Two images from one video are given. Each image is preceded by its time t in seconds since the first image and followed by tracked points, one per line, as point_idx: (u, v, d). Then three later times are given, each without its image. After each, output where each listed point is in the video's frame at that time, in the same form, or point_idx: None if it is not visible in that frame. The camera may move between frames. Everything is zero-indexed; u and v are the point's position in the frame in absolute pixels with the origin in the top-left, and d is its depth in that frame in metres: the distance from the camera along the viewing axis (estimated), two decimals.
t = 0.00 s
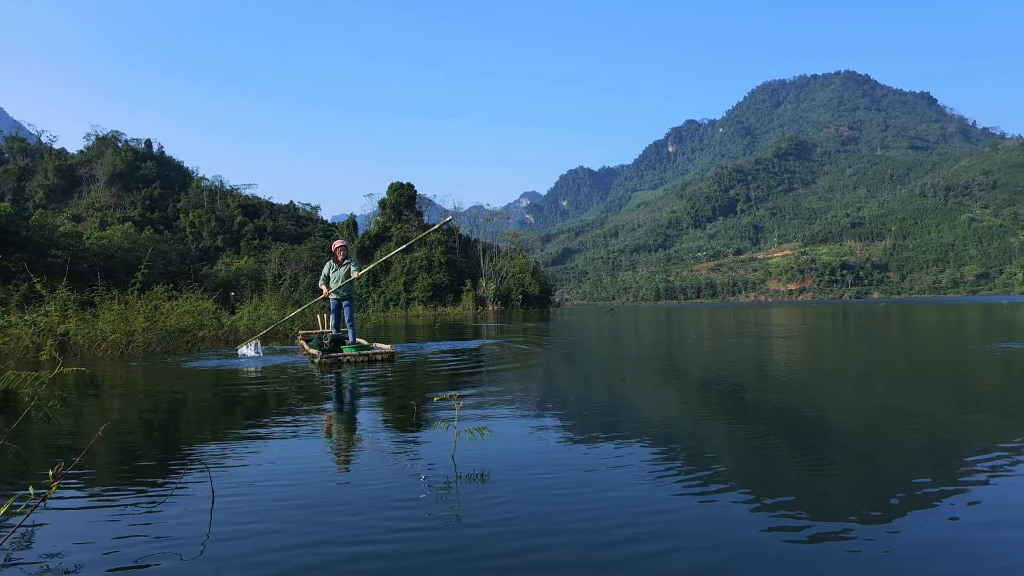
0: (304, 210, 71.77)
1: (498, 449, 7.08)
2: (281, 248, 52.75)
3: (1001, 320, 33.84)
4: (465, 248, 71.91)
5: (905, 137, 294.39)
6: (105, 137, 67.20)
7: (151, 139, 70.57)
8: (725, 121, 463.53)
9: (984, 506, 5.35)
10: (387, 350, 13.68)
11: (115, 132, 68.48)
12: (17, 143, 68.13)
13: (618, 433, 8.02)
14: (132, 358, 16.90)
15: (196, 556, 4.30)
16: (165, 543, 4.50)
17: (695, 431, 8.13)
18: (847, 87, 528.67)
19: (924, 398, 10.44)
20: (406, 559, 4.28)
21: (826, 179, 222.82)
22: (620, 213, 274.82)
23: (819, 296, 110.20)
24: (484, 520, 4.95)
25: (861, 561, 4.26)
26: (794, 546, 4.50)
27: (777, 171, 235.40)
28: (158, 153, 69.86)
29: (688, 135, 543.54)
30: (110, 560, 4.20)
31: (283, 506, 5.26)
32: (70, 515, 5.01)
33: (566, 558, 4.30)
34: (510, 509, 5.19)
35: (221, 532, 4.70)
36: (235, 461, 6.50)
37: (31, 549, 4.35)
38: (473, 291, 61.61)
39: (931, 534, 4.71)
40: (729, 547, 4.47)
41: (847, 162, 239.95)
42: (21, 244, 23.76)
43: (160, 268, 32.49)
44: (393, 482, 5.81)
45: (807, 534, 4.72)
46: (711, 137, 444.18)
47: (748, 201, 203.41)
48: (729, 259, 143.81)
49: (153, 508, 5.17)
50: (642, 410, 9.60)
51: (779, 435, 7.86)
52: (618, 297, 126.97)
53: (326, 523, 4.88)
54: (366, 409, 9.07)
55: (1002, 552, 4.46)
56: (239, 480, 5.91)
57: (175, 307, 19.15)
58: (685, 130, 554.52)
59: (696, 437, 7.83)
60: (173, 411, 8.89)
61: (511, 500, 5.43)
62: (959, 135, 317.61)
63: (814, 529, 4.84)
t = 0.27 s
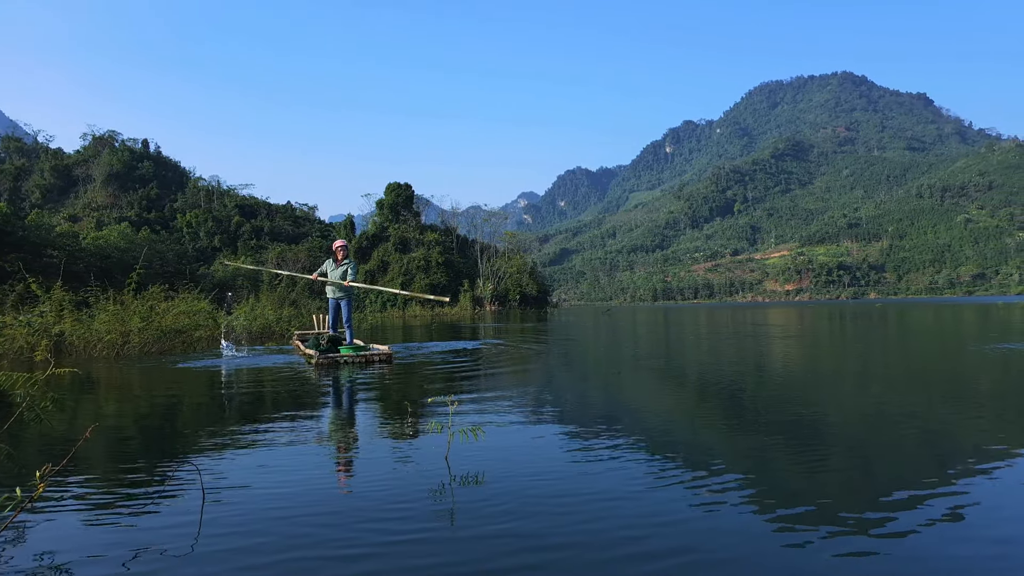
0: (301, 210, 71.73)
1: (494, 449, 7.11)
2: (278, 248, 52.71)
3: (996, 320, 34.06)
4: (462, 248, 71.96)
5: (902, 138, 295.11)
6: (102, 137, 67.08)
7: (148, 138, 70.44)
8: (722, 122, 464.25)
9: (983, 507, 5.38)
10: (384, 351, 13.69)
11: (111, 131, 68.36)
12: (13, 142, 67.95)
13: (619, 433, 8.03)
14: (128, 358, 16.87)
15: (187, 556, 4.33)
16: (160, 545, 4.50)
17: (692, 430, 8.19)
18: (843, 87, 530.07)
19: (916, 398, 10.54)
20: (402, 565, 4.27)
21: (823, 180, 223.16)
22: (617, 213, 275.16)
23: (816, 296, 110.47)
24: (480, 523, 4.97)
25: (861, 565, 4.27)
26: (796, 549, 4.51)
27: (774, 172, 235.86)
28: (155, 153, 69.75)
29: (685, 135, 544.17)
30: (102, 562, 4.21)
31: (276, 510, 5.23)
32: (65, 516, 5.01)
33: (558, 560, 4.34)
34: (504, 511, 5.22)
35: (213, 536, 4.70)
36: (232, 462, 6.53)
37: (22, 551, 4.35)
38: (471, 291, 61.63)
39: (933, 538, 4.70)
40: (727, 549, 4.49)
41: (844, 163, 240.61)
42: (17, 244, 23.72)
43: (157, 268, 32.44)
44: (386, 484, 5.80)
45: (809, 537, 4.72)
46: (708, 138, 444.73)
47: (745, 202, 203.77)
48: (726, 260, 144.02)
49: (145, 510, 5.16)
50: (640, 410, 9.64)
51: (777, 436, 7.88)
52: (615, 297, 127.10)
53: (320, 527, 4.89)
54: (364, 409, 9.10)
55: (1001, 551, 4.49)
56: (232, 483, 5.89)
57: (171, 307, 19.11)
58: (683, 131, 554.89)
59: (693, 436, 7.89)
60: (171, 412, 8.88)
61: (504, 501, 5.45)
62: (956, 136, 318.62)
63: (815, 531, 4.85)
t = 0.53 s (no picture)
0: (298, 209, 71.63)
1: (490, 449, 7.08)
2: (275, 247, 52.64)
3: (992, 320, 34.15)
4: (460, 248, 71.95)
5: (899, 138, 295.69)
6: (99, 136, 66.90)
7: (144, 138, 70.26)
8: (720, 122, 464.85)
9: (981, 507, 5.37)
10: (381, 351, 13.64)
11: (108, 130, 68.19)
12: (9, 141, 67.73)
13: (614, 434, 8.00)
14: (122, 358, 16.80)
15: (176, 556, 4.30)
16: (148, 544, 4.47)
17: (688, 431, 8.17)
18: (840, 88, 531.12)
19: (912, 398, 10.54)
20: (394, 562, 4.24)
21: (820, 180, 223.45)
22: (615, 213, 275.41)
23: (813, 296, 110.70)
24: (473, 519, 4.94)
25: (857, 562, 4.25)
26: (792, 547, 4.48)
27: (771, 172, 236.29)
28: (152, 152, 69.59)
29: (683, 135, 544.83)
30: (88, 563, 4.18)
31: (268, 508, 5.20)
32: (55, 517, 4.98)
33: (551, 557, 4.32)
34: (498, 509, 5.19)
35: (203, 535, 4.67)
36: (226, 462, 6.50)
37: (9, 553, 4.32)
38: (468, 291, 61.59)
39: (931, 538, 4.67)
40: (722, 546, 4.47)
41: (840, 163, 241.19)
42: (12, 243, 23.61)
43: (153, 267, 32.34)
44: (380, 483, 5.76)
45: (805, 536, 4.69)
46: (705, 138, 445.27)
47: (742, 202, 204.09)
48: (723, 260, 144.22)
49: (135, 509, 5.13)
50: (637, 410, 9.62)
51: (773, 437, 7.84)
52: (613, 297, 127.18)
53: (313, 523, 4.86)
54: (360, 409, 9.06)
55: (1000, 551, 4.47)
56: (224, 482, 5.86)
57: (167, 307, 19.03)
58: (680, 131, 555.59)
59: (689, 436, 7.87)
60: (166, 412, 8.84)
61: (497, 499, 5.42)
62: (952, 137, 319.59)
63: (814, 530, 4.82)
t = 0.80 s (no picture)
0: (296, 209, 71.59)
1: (487, 450, 7.09)
2: (272, 247, 52.56)
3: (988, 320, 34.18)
4: (457, 248, 71.93)
5: (896, 139, 296.25)
6: (95, 135, 66.75)
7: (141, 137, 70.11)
8: (717, 123, 465.38)
9: (980, 505, 5.39)
10: (379, 351, 13.59)
11: (104, 130, 68.01)
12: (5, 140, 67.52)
13: (611, 433, 8.00)
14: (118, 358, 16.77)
15: (169, 556, 4.31)
16: (142, 545, 4.48)
17: (685, 431, 8.16)
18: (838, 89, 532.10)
19: (909, 398, 10.55)
20: (389, 562, 4.26)
21: (817, 180, 223.76)
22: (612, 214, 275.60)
23: (810, 297, 110.92)
24: (467, 520, 4.96)
25: (853, 562, 4.27)
26: (788, 547, 4.49)
27: (769, 172, 236.60)
28: (148, 152, 69.47)
29: (680, 135, 545.32)
30: (81, 564, 4.18)
31: (264, 508, 5.22)
32: (49, 516, 4.99)
33: (545, 556, 4.34)
34: (493, 508, 5.21)
35: (198, 535, 4.69)
36: (223, 462, 6.50)
37: (3, 554, 4.33)
38: (466, 291, 61.52)
39: (928, 537, 4.69)
40: (716, 546, 4.50)
41: (837, 164, 241.68)
42: (7, 242, 23.55)
43: (149, 267, 32.27)
44: (375, 483, 5.77)
45: (803, 535, 4.71)
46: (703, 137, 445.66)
47: (739, 202, 204.36)
48: (720, 260, 144.43)
49: (129, 509, 5.14)
50: (633, 410, 9.62)
51: (771, 437, 7.84)
52: (610, 297, 127.24)
53: (309, 523, 4.88)
54: (358, 409, 9.05)
55: (998, 550, 4.49)
56: (219, 482, 5.88)
57: (162, 307, 18.98)
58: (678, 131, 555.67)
59: (685, 436, 7.87)
60: (162, 412, 8.86)
61: (492, 499, 5.45)
62: (948, 137, 320.40)
63: (811, 529, 4.84)
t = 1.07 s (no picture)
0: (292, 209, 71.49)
1: (483, 450, 7.09)
2: (269, 247, 52.50)
3: (984, 320, 34.37)
4: (454, 248, 71.96)
5: (892, 139, 297.18)
6: (91, 135, 66.54)
7: (137, 137, 69.95)
8: (714, 123, 466.13)
9: (977, 506, 5.39)
10: (376, 352, 13.51)
11: (100, 130, 67.82)
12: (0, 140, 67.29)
13: (608, 433, 8.01)
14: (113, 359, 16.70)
15: (160, 556, 4.32)
16: (133, 545, 4.48)
17: (683, 431, 8.18)
18: (834, 90, 533.49)
19: (905, 398, 10.57)
20: (380, 562, 4.26)
21: (813, 181, 224.27)
22: (609, 214, 275.86)
23: (806, 297, 111.22)
24: (460, 521, 4.96)
25: (848, 563, 4.27)
26: (781, 547, 4.50)
27: (765, 173, 237.10)
28: (144, 152, 69.30)
29: (677, 136, 546.12)
30: (71, 564, 4.17)
31: (257, 509, 5.22)
32: (41, 516, 4.98)
33: (540, 557, 4.35)
34: (486, 509, 5.22)
35: (191, 535, 4.69)
36: (219, 464, 6.48)
37: None
38: (463, 291, 61.55)
39: (925, 539, 4.68)
40: (711, 547, 4.51)
41: (834, 164, 242.24)
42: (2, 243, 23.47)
43: (145, 268, 32.20)
44: (369, 484, 5.77)
45: (797, 536, 4.72)
46: (700, 138, 446.29)
47: (736, 202, 204.74)
48: (717, 260, 144.70)
49: (121, 510, 5.13)
50: (631, 410, 9.63)
51: (767, 437, 7.86)
52: (607, 297, 127.40)
53: (302, 524, 4.88)
54: (355, 410, 9.05)
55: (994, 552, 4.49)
56: (212, 483, 5.87)
57: (157, 307, 18.93)
58: (675, 132, 556.44)
59: (684, 437, 7.88)
60: (157, 413, 8.85)
61: (485, 499, 5.45)
62: (944, 137, 321.42)
63: (808, 530, 4.84)
